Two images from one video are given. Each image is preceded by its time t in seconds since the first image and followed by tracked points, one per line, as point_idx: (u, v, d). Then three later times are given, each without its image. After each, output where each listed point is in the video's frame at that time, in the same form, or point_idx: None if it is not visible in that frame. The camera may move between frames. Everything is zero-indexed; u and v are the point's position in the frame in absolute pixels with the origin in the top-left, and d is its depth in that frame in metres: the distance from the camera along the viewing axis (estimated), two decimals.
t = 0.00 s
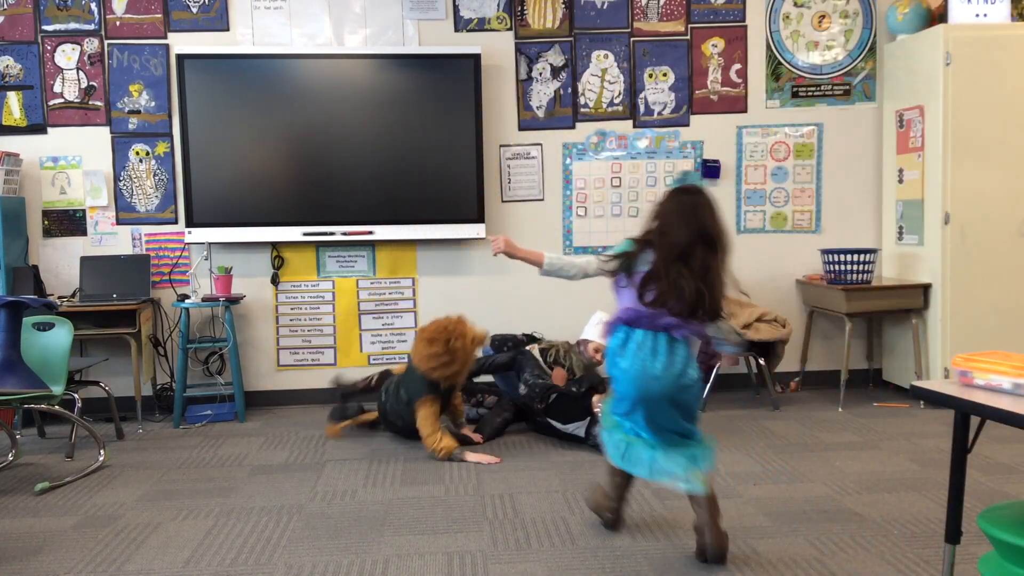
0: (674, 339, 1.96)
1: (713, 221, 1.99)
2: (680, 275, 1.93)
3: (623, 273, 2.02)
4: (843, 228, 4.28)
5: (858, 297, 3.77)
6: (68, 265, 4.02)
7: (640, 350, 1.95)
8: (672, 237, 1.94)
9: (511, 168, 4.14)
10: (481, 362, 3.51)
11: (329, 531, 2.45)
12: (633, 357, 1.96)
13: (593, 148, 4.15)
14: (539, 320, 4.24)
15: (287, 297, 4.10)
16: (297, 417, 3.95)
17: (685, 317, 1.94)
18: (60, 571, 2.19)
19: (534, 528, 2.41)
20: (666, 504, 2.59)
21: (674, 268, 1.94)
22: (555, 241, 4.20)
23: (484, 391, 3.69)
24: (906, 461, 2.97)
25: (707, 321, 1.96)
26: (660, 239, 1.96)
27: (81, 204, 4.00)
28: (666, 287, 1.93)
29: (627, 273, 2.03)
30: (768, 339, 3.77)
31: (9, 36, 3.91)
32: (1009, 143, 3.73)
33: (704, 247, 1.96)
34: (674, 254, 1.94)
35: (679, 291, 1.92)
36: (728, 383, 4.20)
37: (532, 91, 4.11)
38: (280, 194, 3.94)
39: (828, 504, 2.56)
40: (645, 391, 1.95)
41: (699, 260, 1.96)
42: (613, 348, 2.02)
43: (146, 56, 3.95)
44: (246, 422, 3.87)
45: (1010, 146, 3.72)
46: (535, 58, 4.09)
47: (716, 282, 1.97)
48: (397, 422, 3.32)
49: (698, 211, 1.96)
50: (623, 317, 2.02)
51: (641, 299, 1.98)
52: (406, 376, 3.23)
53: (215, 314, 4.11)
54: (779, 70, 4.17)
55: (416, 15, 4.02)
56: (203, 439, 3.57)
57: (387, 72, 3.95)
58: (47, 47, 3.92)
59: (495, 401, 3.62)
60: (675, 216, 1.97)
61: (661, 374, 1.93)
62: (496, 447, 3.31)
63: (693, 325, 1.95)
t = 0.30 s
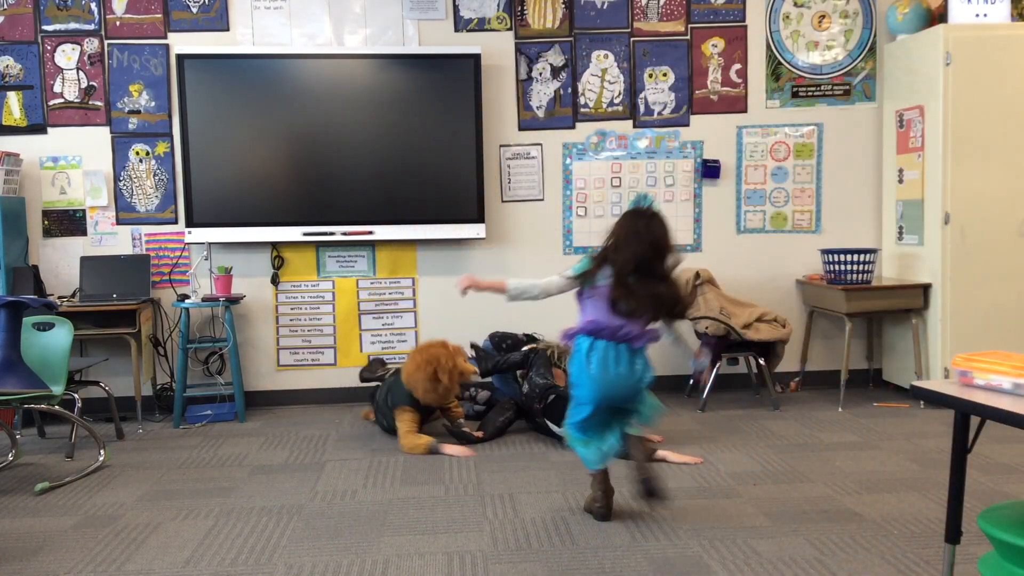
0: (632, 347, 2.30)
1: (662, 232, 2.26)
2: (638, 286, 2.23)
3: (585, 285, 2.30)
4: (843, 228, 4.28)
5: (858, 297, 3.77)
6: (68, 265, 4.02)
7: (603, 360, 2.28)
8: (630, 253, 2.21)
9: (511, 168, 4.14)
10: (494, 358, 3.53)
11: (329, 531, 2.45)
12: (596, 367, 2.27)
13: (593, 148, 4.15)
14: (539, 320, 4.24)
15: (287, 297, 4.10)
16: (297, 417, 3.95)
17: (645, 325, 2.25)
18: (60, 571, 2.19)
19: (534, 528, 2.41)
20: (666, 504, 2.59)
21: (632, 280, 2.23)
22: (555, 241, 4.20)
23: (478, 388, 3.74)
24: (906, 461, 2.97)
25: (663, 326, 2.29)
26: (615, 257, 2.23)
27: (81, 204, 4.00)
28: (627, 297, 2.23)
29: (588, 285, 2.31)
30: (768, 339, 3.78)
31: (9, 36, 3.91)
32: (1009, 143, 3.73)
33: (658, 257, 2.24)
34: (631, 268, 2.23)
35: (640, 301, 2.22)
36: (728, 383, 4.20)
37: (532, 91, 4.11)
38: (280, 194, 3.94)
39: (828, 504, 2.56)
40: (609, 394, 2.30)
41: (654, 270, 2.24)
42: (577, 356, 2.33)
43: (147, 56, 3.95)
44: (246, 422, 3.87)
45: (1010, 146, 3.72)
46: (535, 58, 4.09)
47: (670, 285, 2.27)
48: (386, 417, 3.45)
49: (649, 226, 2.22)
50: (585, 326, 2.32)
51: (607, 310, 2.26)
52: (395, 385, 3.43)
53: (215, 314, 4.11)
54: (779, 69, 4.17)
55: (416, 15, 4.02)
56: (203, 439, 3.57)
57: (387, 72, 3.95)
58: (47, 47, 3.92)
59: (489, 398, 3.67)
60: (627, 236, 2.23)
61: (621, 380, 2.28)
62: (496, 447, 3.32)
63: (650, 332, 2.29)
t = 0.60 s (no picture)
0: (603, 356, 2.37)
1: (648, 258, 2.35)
2: (616, 301, 2.30)
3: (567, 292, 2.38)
4: (843, 228, 4.28)
5: (858, 297, 3.77)
6: (68, 265, 4.02)
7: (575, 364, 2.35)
8: (613, 269, 2.29)
9: (511, 168, 4.14)
10: (498, 350, 3.58)
11: (329, 531, 2.45)
12: (569, 367, 2.34)
13: (593, 148, 4.15)
14: (539, 320, 4.24)
15: (287, 297, 4.10)
16: (298, 417, 3.95)
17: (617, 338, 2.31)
18: (61, 571, 2.19)
19: (534, 528, 2.41)
20: (666, 504, 2.59)
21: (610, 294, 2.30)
22: (555, 241, 4.20)
23: (472, 384, 3.93)
24: (906, 461, 2.97)
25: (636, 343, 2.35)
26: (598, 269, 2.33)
27: (81, 204, 4.00)
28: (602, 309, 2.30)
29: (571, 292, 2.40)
30: (768, 339, 3.78)
31: (9, 36, 3.91)
32: (1009, 143, 3.73)
33: (641, 280, 2.32)
34: (612, 284, 2.31)
35: (614, 315, 2.29)
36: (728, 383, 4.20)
37: (532, 91, 4.11)
38: (280, 194, 3.94)
39: (828, 504, 2.56)
40: (576, 399, 2.36)
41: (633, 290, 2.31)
42: (550, 356, 2.39)
43: (146, 56, 3.95)
44: (246, 422, 3.87)
45: (1010, 146, 3.72)
46: (535, 58, 4.09)
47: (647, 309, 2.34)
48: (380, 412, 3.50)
49: (636, 249, 2.31)
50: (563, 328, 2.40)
51: (583, 316, 2.33)
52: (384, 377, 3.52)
53: (215, 314, 4.11)
54: (779, 70, 4.17)
55: (416, 15, 4.02)
56: (203, 439, 3.57)
57: (387, 72, 3.95)
58: (47, 47, 3.92)
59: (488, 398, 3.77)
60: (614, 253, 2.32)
61: (591, 385, 2.36)
62: (496, 447, 3.32)
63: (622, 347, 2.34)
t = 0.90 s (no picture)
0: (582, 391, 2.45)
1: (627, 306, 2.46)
2: (596, 343, 2.39)
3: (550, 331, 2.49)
4: (843, 228, 4.28)
5: (858, 297, 3.77)
6: (68, 265, 4.02)
7: (545, 401, 2.47)
8: (595, 313, 2.40)
9: (511, 168, 4.14)
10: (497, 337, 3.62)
11: (329, 531, 2.45)
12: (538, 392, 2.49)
13: (593, 148, 4.15)
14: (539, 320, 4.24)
15: (287, 297, 4.10)
16: (298, 417, 3.95)
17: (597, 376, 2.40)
18: (61, 571, 2.19)
19: (534, 528, 2.41)
20: (666, 504, 2.59)
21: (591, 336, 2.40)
22: (555, 241, 4.20)
23: (470, 384, 3.98)
24: (906, 461, 2.97)
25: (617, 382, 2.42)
26: (578, 313, 2.43)
27: (81, 204, 4.00)
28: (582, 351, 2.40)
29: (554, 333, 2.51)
30: (768, 339, 3.78)
31: (9, 36, 3.91)
32: (1009, 143, 3.73)
33: (620, 325, 2.42)
34: (592, 327, 2.41)
35: (593, 357, 2.38)
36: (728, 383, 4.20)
37: (532, 91, 4.11)
38: (280, 194, 3.94)
39: (828, 504, 2.56)
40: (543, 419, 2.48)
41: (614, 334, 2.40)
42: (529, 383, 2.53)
43: (146, 56, 3.95)
44: (246, 423, 3.87)
45: (1009, 146, 3.72)
46: (535, 58, 4.09)
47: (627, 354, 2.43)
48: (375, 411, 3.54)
49: (616, 296, 2.43)
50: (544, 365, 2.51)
51: (562, 354, 2.44)
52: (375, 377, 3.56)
53: (215, 314, 4.11)
54: (779, 70, 4.17)
55: (416, 15, 4.02)
56: (203, 439, 3.57)
57: (386, 72, 3.95)
58: (47, 47, 3.92)
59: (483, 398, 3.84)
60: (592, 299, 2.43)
61: (558, 425, 2.47)
62: (496, 446, 3.32)
63: (599, 388, 2.43)
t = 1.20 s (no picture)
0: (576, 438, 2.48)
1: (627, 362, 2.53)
2: (594, 390, 2.42)
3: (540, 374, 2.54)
4: (843, 228, 4.28)
5: (858, 297, 3.77)
6: (68, 265, 4.02)
7: (538, 443, 2.55)
8: (592, 361, 2.45)
9: (511, 168, 4.14)
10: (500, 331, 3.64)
11: (329, 531, 2.45)
12: (531, 436, 2.56)
13: (593, 148, 4.15)
14: (539, 320, 4.24)
15: (287, 297, 4.10)
16: (298, 417, 3.95)
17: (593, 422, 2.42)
18: (61, 571, 2.19)
19: (534, 528, 2.41)
20: (666, 504, 2.59)
21: (588, 383, 2.44)
22: (555, 241, 4.20)
23: (471, 384, 3.95)
24: (907, 461, 2.97)
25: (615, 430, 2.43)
26: (576, 361, 2.48)
27: (81, 204, 4.00)
28: (577, 396, 2.43)
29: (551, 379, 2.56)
30: (768, 339, 3.78)
31: (9, 36, 3.91)
32: (1009, 143, 3.73)
33: (619, 373, 2.47)
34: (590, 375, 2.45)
35: (588, 402, 2.41)
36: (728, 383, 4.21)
37: (532, 91, 4.11)
38: (280, 194, 3.94)
39: (828, 504, 2.56)
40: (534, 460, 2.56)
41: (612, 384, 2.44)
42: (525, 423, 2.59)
43: (146, 56, 3.95)
44: (246, 423, 3.87)
45: (1009, 146, 3.72)
46: (535, 58, 4.09)
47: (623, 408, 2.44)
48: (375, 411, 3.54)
49: (615, 344, 2.48)
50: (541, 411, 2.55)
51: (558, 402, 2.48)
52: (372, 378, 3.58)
53: (215, 314, 4.11)
54: (779, 70, 4.17)
55: (416, 15, 4.02)
56: (203, 439, 3.57)
57: (386, 72, 3.95)
58: (47, 47, 3.92)
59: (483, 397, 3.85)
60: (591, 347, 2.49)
61: (547, 468, 2.56)
62: (496, 447, 3.32)
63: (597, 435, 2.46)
